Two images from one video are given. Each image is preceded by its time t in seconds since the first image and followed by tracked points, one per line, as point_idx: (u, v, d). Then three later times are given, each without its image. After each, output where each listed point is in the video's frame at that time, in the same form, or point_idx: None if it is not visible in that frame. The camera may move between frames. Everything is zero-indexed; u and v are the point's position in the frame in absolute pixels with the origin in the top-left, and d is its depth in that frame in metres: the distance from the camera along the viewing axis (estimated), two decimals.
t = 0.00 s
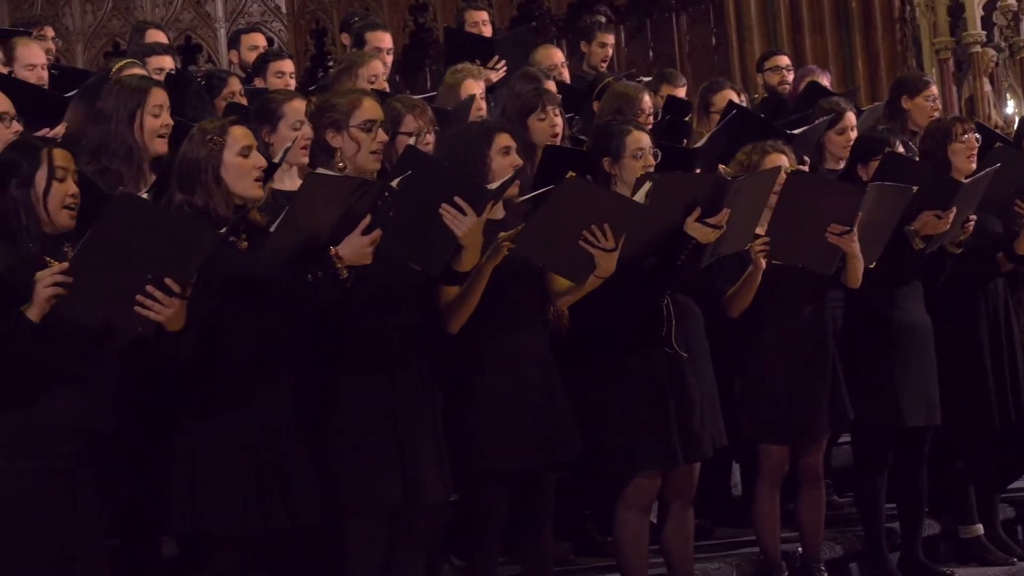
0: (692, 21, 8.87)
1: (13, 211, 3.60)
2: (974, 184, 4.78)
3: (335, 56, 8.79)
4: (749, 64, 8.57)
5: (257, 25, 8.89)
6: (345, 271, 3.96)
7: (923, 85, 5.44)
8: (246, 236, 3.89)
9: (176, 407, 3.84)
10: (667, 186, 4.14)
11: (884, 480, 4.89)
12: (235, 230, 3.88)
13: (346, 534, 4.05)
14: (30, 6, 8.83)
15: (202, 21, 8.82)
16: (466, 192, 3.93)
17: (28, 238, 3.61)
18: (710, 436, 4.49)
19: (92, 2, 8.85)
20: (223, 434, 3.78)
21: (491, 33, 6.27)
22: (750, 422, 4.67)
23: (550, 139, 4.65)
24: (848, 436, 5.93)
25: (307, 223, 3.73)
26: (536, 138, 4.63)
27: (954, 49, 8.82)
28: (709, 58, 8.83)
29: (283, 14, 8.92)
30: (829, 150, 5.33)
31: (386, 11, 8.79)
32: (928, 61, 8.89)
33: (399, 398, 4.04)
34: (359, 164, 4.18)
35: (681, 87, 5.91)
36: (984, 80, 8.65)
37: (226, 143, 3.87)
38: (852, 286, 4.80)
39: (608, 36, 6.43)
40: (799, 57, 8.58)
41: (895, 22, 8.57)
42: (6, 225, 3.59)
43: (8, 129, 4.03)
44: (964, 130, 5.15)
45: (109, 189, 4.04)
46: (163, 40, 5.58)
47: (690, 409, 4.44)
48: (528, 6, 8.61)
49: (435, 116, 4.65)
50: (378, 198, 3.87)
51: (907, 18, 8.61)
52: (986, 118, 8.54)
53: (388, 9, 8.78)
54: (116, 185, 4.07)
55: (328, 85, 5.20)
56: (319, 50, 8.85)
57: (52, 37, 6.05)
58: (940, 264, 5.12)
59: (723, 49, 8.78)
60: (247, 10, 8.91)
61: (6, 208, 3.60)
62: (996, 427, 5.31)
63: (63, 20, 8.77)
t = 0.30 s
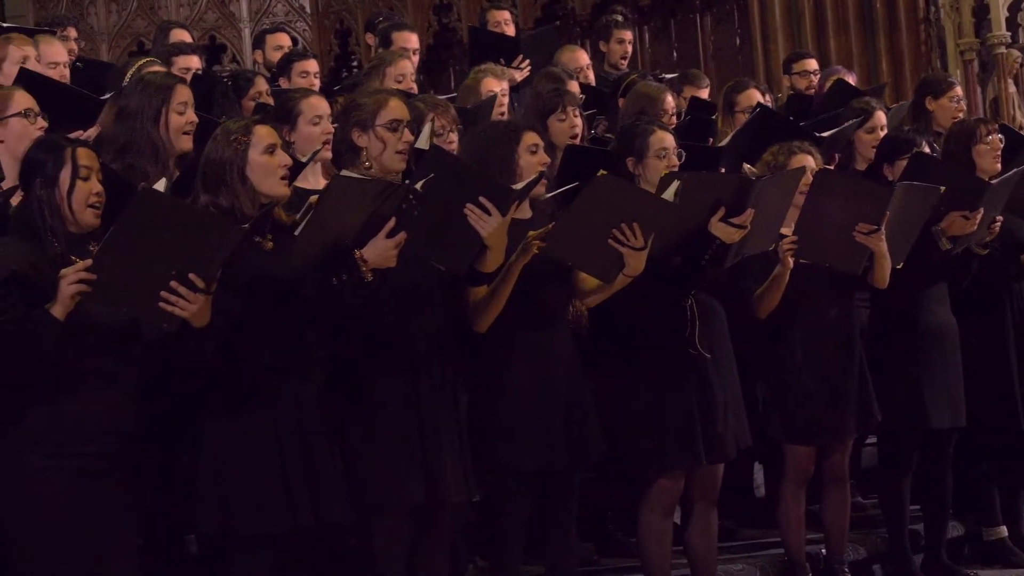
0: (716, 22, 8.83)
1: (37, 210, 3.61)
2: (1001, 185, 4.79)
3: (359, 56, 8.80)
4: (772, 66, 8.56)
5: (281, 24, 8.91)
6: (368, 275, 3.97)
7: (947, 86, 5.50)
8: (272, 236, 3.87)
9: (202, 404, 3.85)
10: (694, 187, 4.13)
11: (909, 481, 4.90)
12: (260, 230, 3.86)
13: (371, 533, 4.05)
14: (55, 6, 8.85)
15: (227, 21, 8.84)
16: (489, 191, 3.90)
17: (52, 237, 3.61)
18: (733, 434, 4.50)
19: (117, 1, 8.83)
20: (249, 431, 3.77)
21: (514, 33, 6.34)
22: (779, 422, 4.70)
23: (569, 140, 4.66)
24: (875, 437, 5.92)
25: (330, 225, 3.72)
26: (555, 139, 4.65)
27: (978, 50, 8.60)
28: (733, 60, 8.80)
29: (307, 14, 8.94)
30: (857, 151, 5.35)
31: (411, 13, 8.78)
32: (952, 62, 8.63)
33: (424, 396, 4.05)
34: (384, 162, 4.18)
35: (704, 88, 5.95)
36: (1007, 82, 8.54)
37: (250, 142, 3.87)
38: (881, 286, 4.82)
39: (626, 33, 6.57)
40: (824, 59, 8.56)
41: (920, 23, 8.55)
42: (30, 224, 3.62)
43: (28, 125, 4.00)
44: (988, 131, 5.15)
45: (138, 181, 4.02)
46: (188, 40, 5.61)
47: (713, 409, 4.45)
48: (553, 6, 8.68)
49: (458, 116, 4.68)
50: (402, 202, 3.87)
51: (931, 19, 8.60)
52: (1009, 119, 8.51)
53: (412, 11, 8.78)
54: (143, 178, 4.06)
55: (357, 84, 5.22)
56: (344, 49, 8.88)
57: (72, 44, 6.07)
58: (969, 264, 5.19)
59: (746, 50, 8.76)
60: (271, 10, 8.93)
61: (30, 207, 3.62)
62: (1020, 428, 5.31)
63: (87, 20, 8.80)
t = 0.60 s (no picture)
0: (728, 23, 8.78)
1: (45, 213, 3.61)
2: (1014, 188, 4.83)
3: (370, 57, 8.79)
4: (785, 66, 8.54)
5: (293, 26, 8.89)
6: (382, 275, 3.96)
7: (958, 87, 5.51)
8: (285, 236, 3.86)
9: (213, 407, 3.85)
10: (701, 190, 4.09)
11: (920, 484, 4.90)
12: (272, 231, 3.85)
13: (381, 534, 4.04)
14: (66, 7, 8.84)
15: (238, 22, 8.84)
16: (501, 193, 3.91)
17: (57, 237, 3.60)
18: (745, 436, 4.46)
19: (128, 2, 8.82)
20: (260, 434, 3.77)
21: (523, 35, 6.36)
22: (790, 423, 4.74)
23: (574, 142, 4.69)
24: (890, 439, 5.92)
25: (338, 224, 3.70)
26: (562, 141, 4.67)
27: (990, 52, 8.71)
28: (745, 61, 8.77)
29: (319, 16, 8.93)
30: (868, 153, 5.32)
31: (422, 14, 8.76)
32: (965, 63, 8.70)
33: (435, 398, 4.04)
34: (395, 163, 4.18)
35: (716, 88, 5.98)
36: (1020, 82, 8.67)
37: (264, 141, 3.87)
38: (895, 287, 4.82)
39: (635, 34, 6.59)
40: (836, 60, 8.55)
41: (933, 24, 8.54)
42: (37, 226, 3.60)
43: (42, 129, 4.01)
44: (1001, 132, 5.14)
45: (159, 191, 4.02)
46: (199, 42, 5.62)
47: (725, 412, 4.40)
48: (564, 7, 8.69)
49: (467, 118, 4.66)
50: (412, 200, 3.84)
51: (943, 20, 8.57)
52: None
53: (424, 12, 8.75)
54: (162, 185, 4.06)
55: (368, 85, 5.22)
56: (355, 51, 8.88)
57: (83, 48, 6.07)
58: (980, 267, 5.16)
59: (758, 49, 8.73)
60: (283, 11, 8.93)
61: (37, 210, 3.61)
62: None
63: (99, 21, 8.79)
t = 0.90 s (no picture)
0: (743, 24, 8.73)
1: (53, 217, 3.63)
2: None
3: (385, 60, 8.80)
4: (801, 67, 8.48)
5: (308, 28, 8.91)
6: (397, 289, 4.00)
7: (973, 88, 5.53)
8: (296, 240, 3.88)
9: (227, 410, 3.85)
10: (712, 191, 4.10)
11: (937, 486, 4.91)
12: (284, 234, 3.88)
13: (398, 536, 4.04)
14: (83, 10, 8.86)
15: (253, 25, 8.85)
16: (518, 196, 3.92)
17: (66, 244, 3.63)
18: (762, 438, 4.44)
19: (144, 4, 8.82)
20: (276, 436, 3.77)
21: (538, 37, 6.36)
22: (808, 425, 4.73)
23: (585, 145, 4.62)
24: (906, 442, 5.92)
25: (364, 233, 3.74)
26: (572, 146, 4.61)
27: (1007, 53, 8.77)
28: (760, 62, 8.70)
29: (334, 18, 8.96)
30: (873, 155, 5.30)
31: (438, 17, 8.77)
32: (980, 66, 8.76)
33: (452, 400, 4.05)
34: (412, 164, 4.18)
35: (735, 92, 6.09)
36: None
37: (279, 146, 3.87)
38: (912, 291, 4.84)
39: (655, 36, 6.64)
40: (852, 61, 8.53)
41: (949, 25, 8.55)
42: (44, 232, 3.60)
43: (61, 133, 4.01)
44: (1017, 135, 5.14)
45: (183, 193, 4.04)
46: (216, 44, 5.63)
47: (742, 414, 4.37)
48: (579, 9, 8.71)
49: (481, 120, 4.60)
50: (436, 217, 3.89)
51: (959, 22, 8.60)
52: None
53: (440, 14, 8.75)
54: (187, 185, 4.08)
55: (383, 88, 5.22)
56: (370, 52, 8.91)
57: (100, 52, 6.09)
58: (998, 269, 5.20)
59: (773, 52, 8.63)
60: (299, 13, 8.95)
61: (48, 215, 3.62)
62: None
63: (115, 23, 8.80)
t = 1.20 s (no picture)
0: (756, 27, 8.78)
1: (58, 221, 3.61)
2: None
3: (399, 63, 8.81)
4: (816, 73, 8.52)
5: (322, 31, 8.94)
6: (407, 290, 3.97)
7: (986, 90, 5.51)
8: (305, 243, 3.90)
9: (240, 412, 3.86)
10: (721, 192, 4.11)
11: (951, 490, 4.92)
12: (293, 237, 3.89)
13: (412, 538, 4.04)
14: (97, 12, 8.89)
15: (267, 28, 8.89)
16: (532, 197, 3.91)
17: (71, 243, 3.61)
18: (776, 441, 4.43)
19: (158, 8, 8.89)
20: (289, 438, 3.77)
21: (551, 40, 6.37)
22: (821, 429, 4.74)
23: (596, 147, 4.62)
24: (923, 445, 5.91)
25: (379, 239, 3.76)
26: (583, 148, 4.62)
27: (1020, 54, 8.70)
28: (774, 64, 8.75)
29: (347, 21, 8.97)
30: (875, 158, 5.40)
31: (450, 20, 8.78)
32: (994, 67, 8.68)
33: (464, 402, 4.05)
34: (426, 166, 4.20)
35: (752, 93, 6.10)
36: None
37: (290, 149, 3.88)
38: (925, 293, 4.83)
39: (674, 42, 6.69)
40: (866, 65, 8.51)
41: (962, 26, 8.47)
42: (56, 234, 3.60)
43: (74, 139, 4.01)
44: None
45: (205, 195, 4.07)
46: (228, 46, 5.66)
47: (755, 417, 4.37)
48: (592, 13, 8.72)
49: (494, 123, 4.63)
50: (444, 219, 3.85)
51: (973, 23, 8.51)
52: None
53: (453, 18, 8.76)
54: (208, 184, 4.11)
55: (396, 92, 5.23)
56: (384, 56, 8.89)
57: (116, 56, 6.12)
58: (1013, 271, 5.18)
59: (787, 54, 8.68)
60: (312, 16, 8.97)
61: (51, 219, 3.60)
62: None
63: (129, 27, 8.85)
